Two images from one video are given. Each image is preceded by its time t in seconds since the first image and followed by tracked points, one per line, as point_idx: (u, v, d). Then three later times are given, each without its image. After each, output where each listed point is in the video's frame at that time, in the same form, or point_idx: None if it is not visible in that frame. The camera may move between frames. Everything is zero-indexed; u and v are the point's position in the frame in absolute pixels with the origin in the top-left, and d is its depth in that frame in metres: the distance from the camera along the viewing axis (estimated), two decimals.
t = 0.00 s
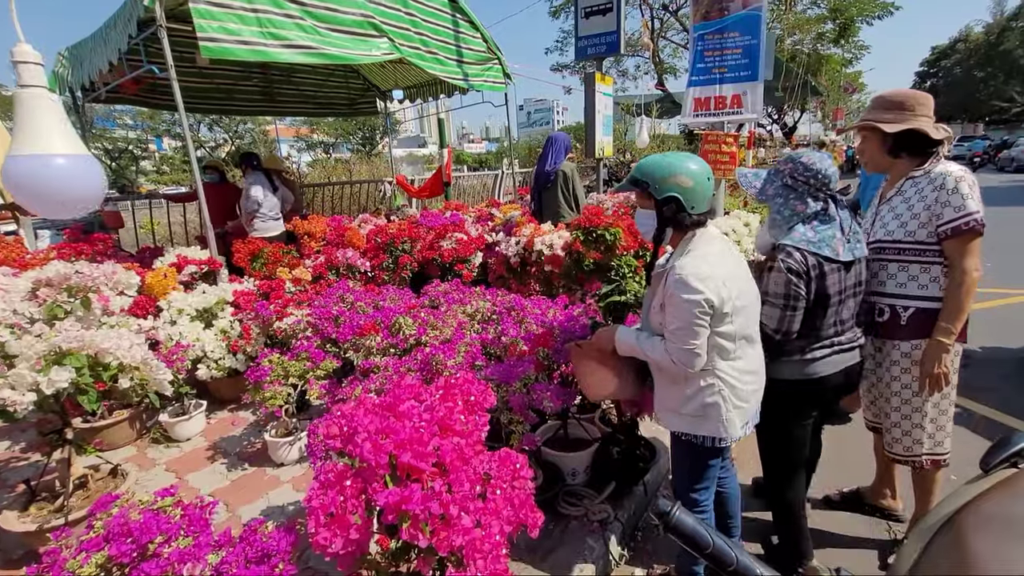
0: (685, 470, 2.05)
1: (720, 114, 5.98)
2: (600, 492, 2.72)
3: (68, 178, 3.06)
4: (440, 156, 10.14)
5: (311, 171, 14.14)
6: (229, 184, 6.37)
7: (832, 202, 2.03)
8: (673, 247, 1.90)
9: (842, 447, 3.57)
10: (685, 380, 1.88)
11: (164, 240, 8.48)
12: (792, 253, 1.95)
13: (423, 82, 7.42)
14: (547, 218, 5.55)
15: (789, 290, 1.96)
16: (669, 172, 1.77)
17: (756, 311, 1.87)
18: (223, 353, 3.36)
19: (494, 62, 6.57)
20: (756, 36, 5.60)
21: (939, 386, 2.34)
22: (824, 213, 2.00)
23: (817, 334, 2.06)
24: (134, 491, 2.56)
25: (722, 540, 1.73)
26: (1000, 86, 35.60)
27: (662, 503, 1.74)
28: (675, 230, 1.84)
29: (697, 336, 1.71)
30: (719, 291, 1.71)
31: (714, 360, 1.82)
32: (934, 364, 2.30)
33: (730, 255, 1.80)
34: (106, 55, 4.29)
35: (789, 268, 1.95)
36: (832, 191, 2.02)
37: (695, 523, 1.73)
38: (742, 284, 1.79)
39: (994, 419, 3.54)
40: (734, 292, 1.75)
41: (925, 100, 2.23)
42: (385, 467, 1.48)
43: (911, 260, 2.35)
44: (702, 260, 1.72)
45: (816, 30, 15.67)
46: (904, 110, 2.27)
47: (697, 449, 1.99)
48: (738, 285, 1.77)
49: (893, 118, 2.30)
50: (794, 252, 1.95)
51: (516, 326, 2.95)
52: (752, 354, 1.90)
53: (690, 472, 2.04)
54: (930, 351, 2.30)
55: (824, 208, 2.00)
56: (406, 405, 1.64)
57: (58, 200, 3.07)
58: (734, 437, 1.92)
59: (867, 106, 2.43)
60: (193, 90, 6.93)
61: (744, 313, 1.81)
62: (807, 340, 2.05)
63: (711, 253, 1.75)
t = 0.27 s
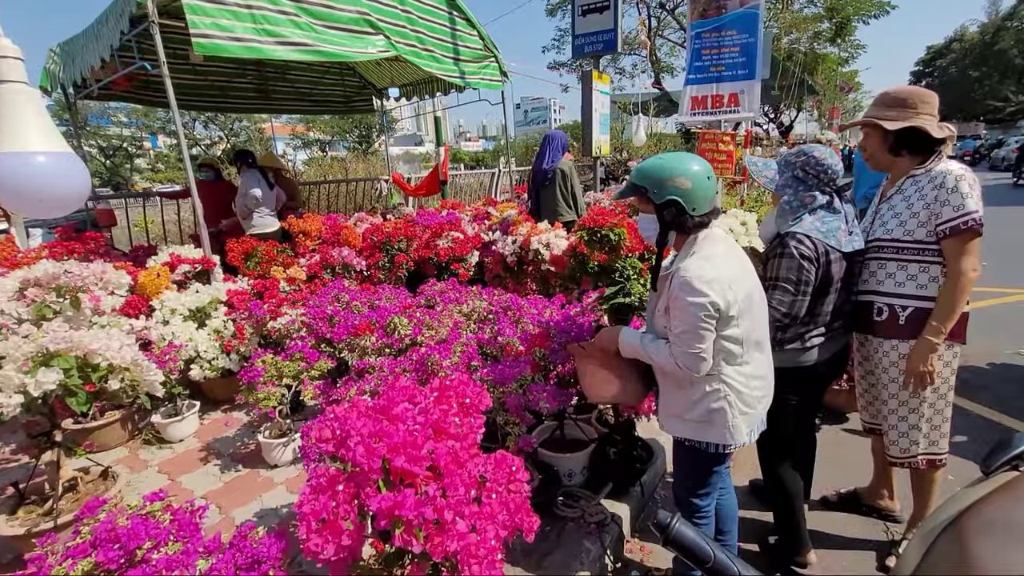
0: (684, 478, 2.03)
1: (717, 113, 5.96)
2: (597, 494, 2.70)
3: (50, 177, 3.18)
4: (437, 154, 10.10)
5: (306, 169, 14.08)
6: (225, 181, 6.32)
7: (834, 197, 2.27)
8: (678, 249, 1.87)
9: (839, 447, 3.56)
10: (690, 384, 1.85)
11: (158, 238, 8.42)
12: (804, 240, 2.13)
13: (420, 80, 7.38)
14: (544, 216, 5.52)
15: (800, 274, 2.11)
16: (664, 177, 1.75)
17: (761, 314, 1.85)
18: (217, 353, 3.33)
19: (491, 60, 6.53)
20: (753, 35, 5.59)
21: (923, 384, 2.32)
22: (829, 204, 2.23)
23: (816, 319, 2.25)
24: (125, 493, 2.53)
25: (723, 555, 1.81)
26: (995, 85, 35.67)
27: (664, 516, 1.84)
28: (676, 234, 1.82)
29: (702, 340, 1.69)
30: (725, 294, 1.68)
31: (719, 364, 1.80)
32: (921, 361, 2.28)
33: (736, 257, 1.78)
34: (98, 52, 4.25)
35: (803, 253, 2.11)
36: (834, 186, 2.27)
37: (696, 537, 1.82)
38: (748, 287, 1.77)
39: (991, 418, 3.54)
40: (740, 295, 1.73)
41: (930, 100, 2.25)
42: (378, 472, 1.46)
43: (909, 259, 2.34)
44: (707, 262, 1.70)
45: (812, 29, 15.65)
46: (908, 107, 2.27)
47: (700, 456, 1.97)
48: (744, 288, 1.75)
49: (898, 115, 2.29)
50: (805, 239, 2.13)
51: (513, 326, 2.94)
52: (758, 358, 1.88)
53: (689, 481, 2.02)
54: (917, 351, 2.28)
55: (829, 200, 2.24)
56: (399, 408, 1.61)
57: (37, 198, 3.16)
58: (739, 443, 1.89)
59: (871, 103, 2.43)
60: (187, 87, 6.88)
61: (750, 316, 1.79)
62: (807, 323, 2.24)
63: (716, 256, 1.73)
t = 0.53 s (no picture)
0: (682, 480, 2.00)
1: (705, 110, 5.95)
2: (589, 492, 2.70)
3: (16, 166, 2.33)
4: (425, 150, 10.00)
5: (292, 164, 13.88)
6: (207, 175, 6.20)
7: (829, 190, 2.41)
8: (688, 247, 1.84)
9: (829, 443, 3.57)
10: (699, 385, 1.82)
11: (138, 233, 8.23)
12: (791, 225, 2.25)
13: (407, 74, 7.29)
14: (534, 212, 5.49)
15: (785, 257, 2.24)
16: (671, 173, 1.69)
17: (772, 315, 1.83)
18: (199, 351, 3.24)
19: (479, 55, 6.47)
20: (742, 32, 5.58)
21: (918, 382, 2.33)
22: (823, 195, 2.37)
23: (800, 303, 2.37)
24: (103, 496, 2.45)
25: (738, 561, 1.73)
26: (974, 87, 36.29)
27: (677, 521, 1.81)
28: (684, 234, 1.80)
29: (715, 339, 1.66)
30: (740, 293, 1.66)
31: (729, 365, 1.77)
32: (914, 360, 2.29)
33: (750, 256, 1.76)
34: (74, 40, 4.12)
35: (787, 237, 2.24)
36: (831, 181, 2.43)
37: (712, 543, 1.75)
38: (761, 287, 1.75)
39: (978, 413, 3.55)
40: (754, 294, 1.71)
41: (929, 93, 2.24)
42: (367, 474, 1.41)
43: (902, 256, 2.33)
44: (722, 260, 1.67)
45: (798, 29, 15.74)
46: (906, 101, 2.25)
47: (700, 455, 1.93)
48: (758, 288, 1.73)
49: (896, 108, 2.28)
50: (792, 225, 2.25)
51: (504, 323, 2.90)
52: (768, 359, 1.86)
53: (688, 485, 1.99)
54: (910, 349, 2.28)
55: (824, 191, 2.39)
56: (389, 407, 1.56)
57: None
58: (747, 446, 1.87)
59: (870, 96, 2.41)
60: (168, 78, 6.73)
61: (762, 317, 1.77)
62: (791, 307, 2.37)
63: (730, 254, 1.70)
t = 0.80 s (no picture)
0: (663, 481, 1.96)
1: (684, 110, 5.95)
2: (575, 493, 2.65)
3: None
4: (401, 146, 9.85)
5: (264, 160, 13.54)
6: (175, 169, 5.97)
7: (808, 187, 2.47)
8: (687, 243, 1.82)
9: (808, 440, 3.59)
10: (690, 386, 1.79)
11: (100, 231, 7.90)
12: (767, 218, 2.34)
13: (383, 68, 7.15)
14: (514, 210, 5.43)
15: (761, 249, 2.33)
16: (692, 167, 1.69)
17: (770, 319, 1.80)
18: (166, 354, 3.08)
19: (457, 50, 6.37)
20: (720, 32, 5.61)
21: (903, 381, 2.33)
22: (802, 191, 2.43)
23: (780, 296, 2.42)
24: (62, 510, 2.31)
25: None
26: (935, 91, 37.51)
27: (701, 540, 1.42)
28: (689, 226, 1.76)
29: (708, 339, 1.63)
30: (737, 294, 1.63)
31: (722, 366, 1.73)
32: (898, 359, 2.30)
33: (751, 257, 1.72)
34: (29, 26, 3.90)
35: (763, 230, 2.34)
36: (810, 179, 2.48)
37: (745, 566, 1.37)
38: (760, 290, 1.71)
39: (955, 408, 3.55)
40: (752, 296, 1.68)
41: (918, 93, 2.26)
42: (351, 485, 1.34)
43: (886, 256, 2.34)
44: (722, 258, 1.64)
45: (769, 31, 15.99)
46: (895, 100, 2.27)
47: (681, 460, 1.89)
48: (756, 290, 1.69)
49: (886, 107, 2.28)
50: (768, 218, 2.34)
51: (487, 323, 2.84)
52: (762, 365, 1.82)
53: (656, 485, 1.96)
54: (894, 348, 2.29)
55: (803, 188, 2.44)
56: (374, 413, 1.48)
57: None
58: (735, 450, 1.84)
59: (858, 94, 2.42)
60: (132, 68, 6.46)
61: (758, 320, 1.73)
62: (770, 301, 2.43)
63: (731, 253, 1.67)
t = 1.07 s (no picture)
0: (651, 491, 1.88)
1: (661, 109, 5.95)
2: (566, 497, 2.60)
3: None
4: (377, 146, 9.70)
5: (234, 161, 13.21)
6: (139, 172, 5.75)
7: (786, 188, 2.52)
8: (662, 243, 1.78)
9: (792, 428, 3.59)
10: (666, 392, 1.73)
11: (62, 236, 7.59)
12: (761, 216, 2.33)
13: (357, 67, 7.02)
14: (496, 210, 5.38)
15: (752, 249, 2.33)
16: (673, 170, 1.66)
17: (748, 323, 1.74)
18: (136, 366, 2.94)
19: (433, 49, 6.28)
20: (695, 31, 5.63)
21: (888, 377, 2.35)
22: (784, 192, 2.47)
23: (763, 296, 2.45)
24: (26, 535, 2.17)
25: None
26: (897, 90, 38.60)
27: None
28: (666, 223, 1.72)
29: (678, 339, 1.58)
30: (706, 292, 1.58)
31: (697, 368, 1.67)
32: (884, 356, 2.32)
33: (726, 256, 1.68)
34: None
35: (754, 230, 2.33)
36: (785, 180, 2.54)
37: None
38: (734, 290, 1.66)
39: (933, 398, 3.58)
40: (724, 296, 1.62)
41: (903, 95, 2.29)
42: (341, 505, 1.28)
43: (871, 254, 2.35)
44: (693, 256, 1.60)
45: (739, 31, 16.20)
46: (881, 99, 2.28)
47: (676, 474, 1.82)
48: (730, 289, 1.64)
49: (880, 105, 2.28)
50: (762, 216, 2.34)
51: (472, 327, 2.79)
52: (742, 370, 1.75)
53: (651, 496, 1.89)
54: (880, 345, 2.31)
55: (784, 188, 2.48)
56: (362, 426, 1.42)
57: None
58: (715, 459, 1.76)
59: (841, 92, 2.42)
60: (92, 67, 6.21)
61: (733, 321, 1.67)
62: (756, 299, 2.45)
63: (705, 251, 1.62)
